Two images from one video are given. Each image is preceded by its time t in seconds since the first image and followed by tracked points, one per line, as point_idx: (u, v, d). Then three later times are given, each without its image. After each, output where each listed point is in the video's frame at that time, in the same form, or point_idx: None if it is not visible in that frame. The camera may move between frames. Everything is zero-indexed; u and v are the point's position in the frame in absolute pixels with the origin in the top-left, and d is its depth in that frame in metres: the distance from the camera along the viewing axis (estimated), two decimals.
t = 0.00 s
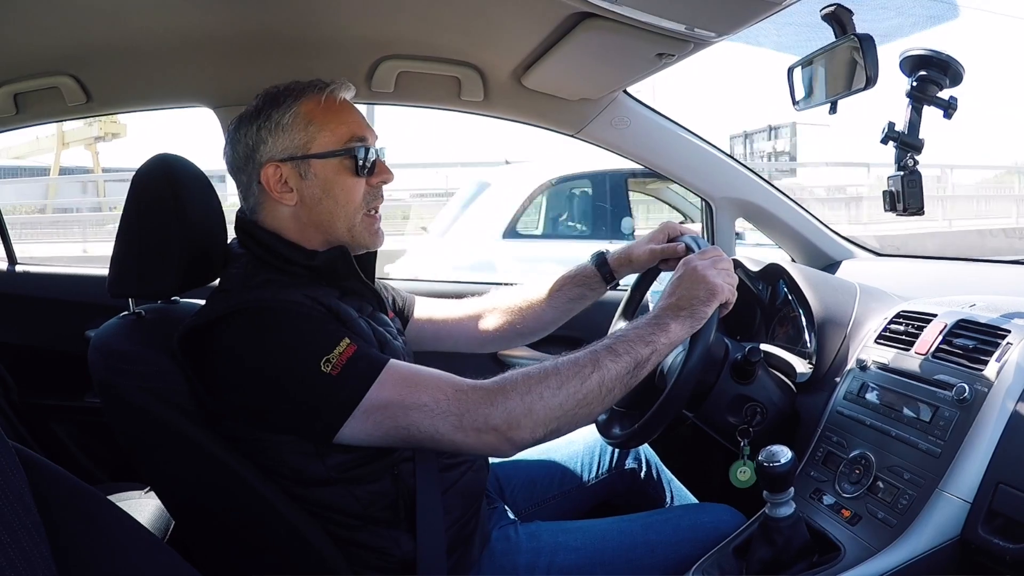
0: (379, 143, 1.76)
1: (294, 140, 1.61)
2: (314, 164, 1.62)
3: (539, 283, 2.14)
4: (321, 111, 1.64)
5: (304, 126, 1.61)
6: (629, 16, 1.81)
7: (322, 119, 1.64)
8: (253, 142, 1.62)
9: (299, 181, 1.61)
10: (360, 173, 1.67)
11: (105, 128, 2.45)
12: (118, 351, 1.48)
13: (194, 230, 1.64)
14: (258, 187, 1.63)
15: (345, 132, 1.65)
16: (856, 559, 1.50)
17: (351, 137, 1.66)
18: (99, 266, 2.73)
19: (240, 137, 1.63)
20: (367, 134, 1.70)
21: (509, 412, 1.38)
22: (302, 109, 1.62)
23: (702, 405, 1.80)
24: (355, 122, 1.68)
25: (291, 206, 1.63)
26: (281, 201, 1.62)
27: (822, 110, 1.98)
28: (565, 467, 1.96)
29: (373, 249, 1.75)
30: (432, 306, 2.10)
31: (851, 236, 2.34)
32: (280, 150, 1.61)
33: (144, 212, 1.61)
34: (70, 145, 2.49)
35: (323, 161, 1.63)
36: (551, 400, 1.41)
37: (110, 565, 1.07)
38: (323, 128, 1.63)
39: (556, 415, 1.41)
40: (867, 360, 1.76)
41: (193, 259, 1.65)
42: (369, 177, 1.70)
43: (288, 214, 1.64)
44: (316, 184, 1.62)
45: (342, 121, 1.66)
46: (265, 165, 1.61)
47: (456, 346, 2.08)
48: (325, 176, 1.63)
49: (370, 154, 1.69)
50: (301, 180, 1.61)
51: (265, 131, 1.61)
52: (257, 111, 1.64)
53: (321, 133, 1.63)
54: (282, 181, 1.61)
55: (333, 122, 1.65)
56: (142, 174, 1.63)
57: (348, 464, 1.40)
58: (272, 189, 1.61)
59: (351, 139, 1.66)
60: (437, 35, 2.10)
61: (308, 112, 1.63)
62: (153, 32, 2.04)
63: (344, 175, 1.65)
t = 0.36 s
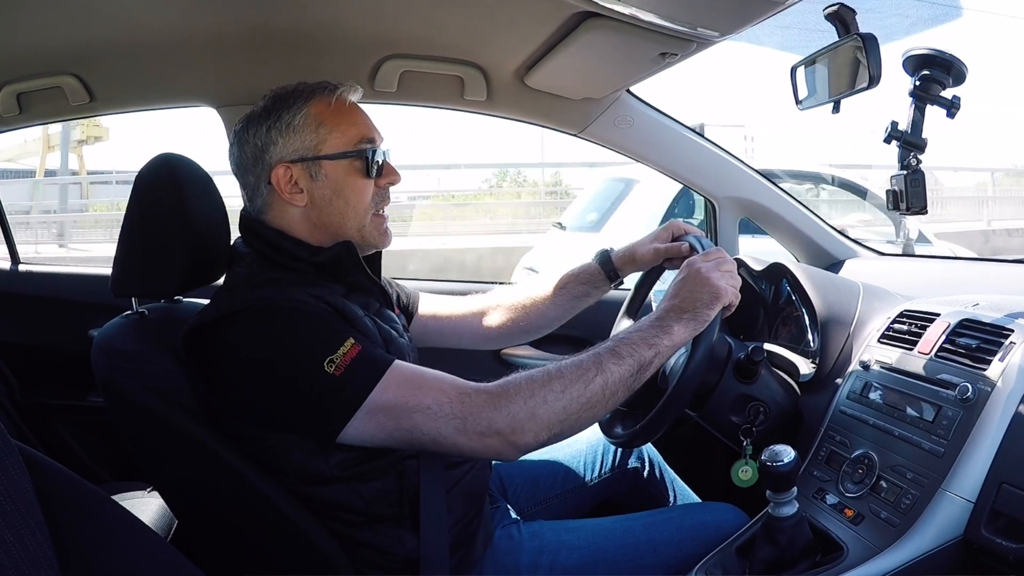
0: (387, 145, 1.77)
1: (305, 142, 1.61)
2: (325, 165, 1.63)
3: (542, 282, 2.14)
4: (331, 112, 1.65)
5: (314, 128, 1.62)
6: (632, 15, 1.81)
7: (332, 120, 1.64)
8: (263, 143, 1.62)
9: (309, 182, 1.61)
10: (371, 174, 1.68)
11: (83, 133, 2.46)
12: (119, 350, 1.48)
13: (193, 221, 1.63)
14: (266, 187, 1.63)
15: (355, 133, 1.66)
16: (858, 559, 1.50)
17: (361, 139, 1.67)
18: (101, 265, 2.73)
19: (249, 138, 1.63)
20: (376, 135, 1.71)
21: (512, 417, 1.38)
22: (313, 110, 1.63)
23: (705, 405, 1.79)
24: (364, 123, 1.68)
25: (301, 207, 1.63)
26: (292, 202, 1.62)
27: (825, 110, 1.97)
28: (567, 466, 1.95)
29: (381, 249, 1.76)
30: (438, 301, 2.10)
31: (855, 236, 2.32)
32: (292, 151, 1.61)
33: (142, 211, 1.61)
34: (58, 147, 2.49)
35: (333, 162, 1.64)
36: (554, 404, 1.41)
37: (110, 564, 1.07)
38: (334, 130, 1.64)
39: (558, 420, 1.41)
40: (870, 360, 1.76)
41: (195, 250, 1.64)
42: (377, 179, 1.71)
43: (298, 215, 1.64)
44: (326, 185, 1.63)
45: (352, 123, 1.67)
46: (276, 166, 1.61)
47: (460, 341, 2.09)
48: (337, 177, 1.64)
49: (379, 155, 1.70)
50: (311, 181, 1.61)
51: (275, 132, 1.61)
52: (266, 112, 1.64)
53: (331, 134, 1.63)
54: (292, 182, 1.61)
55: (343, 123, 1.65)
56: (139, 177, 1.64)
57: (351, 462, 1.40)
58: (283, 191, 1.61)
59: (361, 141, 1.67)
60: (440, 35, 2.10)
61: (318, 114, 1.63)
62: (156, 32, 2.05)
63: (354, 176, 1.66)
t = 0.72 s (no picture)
0: (402, 162, 1.75)
1: (315, 144, 1.61)
2: (329, 171, 1.61)
3: (545, 280, 2.14)
4: (347, 121, 1.63)
5: (326, 133, 1.61)
6: (635, 14, 1.81)
7: (345, 130, 1.63)
8: (277, 136, 1.63)
9: (312, 183, 1.61)
10: (374, 190, 1.66)
11: (67, 135, 2.45)
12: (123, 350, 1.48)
13: (194, 218, 1.63)
14: (272, 181, 1.64)
15: (367, 145, 1.65)
16: (861, 558, 1.51)
17: (370, 153, 1.65)
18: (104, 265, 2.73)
19: (267, 127, 1.65)
20: (388, 150, 1.69)
21: (491, 457, 1.28)
22: (327, 115, 1.62)
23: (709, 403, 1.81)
24: (379, 138, 1.67)
25: (301, 207, 1.63)
26: (292, 200, 1.63)
27: (828, 109, 1.98)
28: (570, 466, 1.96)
29: (374, 262, 1.75)
30: (440, 301, 2.12)
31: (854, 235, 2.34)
32: (301, 151, 1.61)
33: (146, 210, 1.62)
34: (43, 152, 2.48)
35: (339, 171, 1.62)
36: (544, 446, 1.28)
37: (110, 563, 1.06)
38: (344, 138, 1.62)
39: (543, 466, 1.29)
40: (873, 359, 1.76)
41: (196, 242, 1.64)
42: (381, 196, 1.69)
43: (297, 213, 1.65)
44: (328, 191, 1.62)
45: (367, 134, 1.65)
46: (282, 162, 1.62)
47: (461, 341, 2.09)
48: (338, 185, 1.62)
49: (387, 174, 1.68)
50: (313, 184, 1.61)
51: (290, 129, 1.62)
52: (288, 106, 1.65)
53: (342, 142, 1.62)
54: (296, 181, 1.62)
55: (358, 133, 1.64)
56: (140, 175, 1.65)
57: (353, 460, 1.39)
58: (285, 187, 1.62)
59: (371, 154, 1.65)
60: (443, 34, 2.10)
61: (334, 118, 1.62)
62: (160, 31, 2.05)
63: (356, 189, 1.64)
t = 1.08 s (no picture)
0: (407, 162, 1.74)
1: (317, 146, 1.61)
2: (332, 175, 1.61)
3: (546, 281, 2.14)
4: (350, 121, 1.63)
5: (328, 134, 1.61)
6: (636, 15, 1.81)
7: (348, 130, 1.63)
8: (278, 139, 1.63)
9: (315, 188, 1.61)
10: (377, 192, 1.66)
11: (49, 142, 2.46)
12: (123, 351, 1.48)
13: (193, 221, 1.62)
14: (274, 185, 1.64)
15: (370, 146, 1.64)
16: (862, 560, 1.51)
17: (374, 154, 1.65)
18: (104, 267, 2.72)
19: (267, 131, 1.65)
20: (393, 151, 1.68)
21: (429, 559, 1.28)
22: (330, 117, 1.62)
23: (708, 404, 1.79)
24: (383, 138, 1.66)
25: (304, 211, 1.63)
26: (296, 204, 1.63)
27: (829, 110, 1.97)
28: (571, 467, 1.95)
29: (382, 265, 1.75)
30: (442, 300, 2.14)
31: (858, 238, 2.33)
32: (302, 154, 1.61)
33: (146, 212, 1.62)
34: (27, 158, 2.52)
35: (342, 173, 1.62)
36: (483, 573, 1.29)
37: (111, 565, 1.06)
38: (348, 140, 1.62)
39: None
40: (873, 361, 1.76)
41: (194, 240, 1.63)
42: (387, 197, 1.69)
43: (302, 217, 1.65)
44: (331, 195, 1.62)
45: (370, 135, 1.64)
46: (284, 166, 1.62)
47: (466, 338, 2.12)
48: (341, 189, 1.62)
49: (391, 175, 1.67)
50: (316, 188, 1.61)
51: (291, 131, 1.62)
52: (288, 108, 1.64)
53: (345, 144, 1.62)
54: (298, 184, 1.62)
55: (360, 135, 1.63)
56: (140, 176, 1.65)
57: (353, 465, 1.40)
58: (288, 192, 1.62)
59: (374, 155, 1.65)
60: (444, 36, 2.10)
61: (336, 120, 1.62)
62: (161, 33, 2.05)
63: (360, 192, 1.64)
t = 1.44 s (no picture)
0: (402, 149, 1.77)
1: (315, 140, 1.62)
2: (333, 165, 1.62)
3: (547, 280, 2.14)
4: (343, 112, 1.65)
5: (325, 127, 1.62)
6: (637, 16, 1.81)
7: (344, 120, 1.64)
8: (274, 140, 1.64)
9: (317, 180, 1.61)
10: (377, 177, 1.67)
11: (31, 147, 2.49)
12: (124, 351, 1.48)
13: (194, 222, 1.62)
14: (275, 185, 1.63)
15: (366, 134, 1.65)
16: (862, 559, 1.51)
17: (371, 141, 1.66)
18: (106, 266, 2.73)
19: (262, 135, 1.65)
20: (388, 138, 1.70)
21: (437, 557, 1.27)
22: (324, 110, 1.63)
23: (709, 404, 1.80)
24: (376, 125, 1.68)
25: (308, 206, 1.63)
26: (299, 200, 1.62)
27: (830, 110, 1.98)
28: (571, 467, 1.95)
29: (387, 254, 1.75)
30: (443, 300, 2.14)
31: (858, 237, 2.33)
32: (301, 149, 1.61)
33: (148, 213, 1.61)
34: (11, 163, 2.54)
35: (342, 162, 1.63)
36: (490, 572, 1.28)
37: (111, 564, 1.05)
38: (344, 130, 1.64)
39: None
40: (874, 361, 1.76)
41: (196, 238, 1.63)
42: (387, 183, 1.70)
43: (305, 213, 1.64)
44: (334, 185, 1.62)
45: (364, 123, 1.66)
46: (283, 164, 1.61)
47: (466, 339, 2.12)
48: (345, 177, 1.63)
49: (389, 159, 1.69)
50: (318, 180, 1.61)
51: (286, 130, 1.62)
52: (281, 110, 1.66)
53: (342, 134, 1.63)
54: (300, 180, 1.61)
55: (355, 124, 1.65)
56: (140, 177, 1.64)
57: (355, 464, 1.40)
58: (291, 189, 1.61)
59: (371, 142, 1.66)
60: (445, 36, 2.11)
61: (330, 113, 1.63)
62: (162, 32, 2.05)
63: (362, 179, 1.65)
